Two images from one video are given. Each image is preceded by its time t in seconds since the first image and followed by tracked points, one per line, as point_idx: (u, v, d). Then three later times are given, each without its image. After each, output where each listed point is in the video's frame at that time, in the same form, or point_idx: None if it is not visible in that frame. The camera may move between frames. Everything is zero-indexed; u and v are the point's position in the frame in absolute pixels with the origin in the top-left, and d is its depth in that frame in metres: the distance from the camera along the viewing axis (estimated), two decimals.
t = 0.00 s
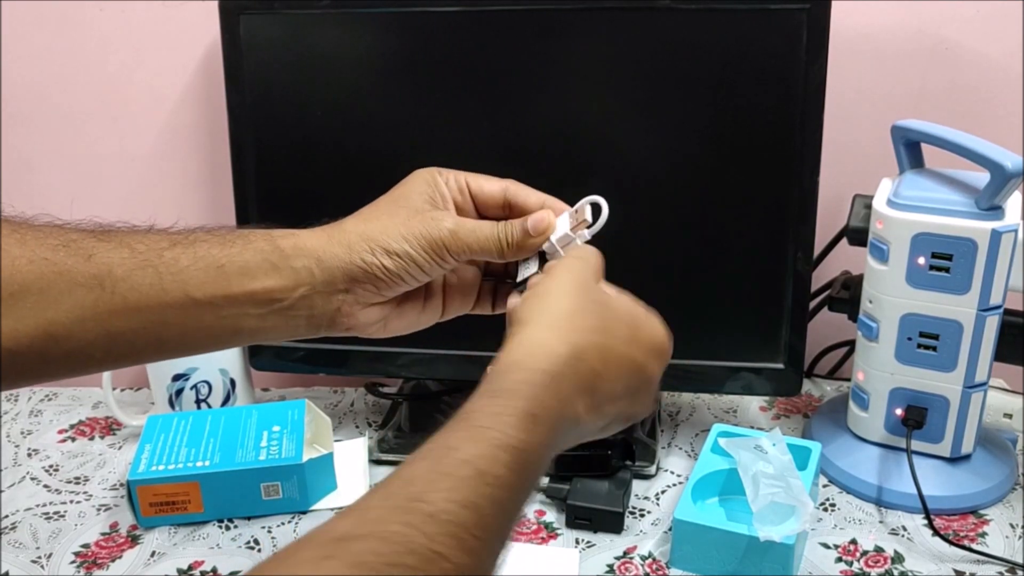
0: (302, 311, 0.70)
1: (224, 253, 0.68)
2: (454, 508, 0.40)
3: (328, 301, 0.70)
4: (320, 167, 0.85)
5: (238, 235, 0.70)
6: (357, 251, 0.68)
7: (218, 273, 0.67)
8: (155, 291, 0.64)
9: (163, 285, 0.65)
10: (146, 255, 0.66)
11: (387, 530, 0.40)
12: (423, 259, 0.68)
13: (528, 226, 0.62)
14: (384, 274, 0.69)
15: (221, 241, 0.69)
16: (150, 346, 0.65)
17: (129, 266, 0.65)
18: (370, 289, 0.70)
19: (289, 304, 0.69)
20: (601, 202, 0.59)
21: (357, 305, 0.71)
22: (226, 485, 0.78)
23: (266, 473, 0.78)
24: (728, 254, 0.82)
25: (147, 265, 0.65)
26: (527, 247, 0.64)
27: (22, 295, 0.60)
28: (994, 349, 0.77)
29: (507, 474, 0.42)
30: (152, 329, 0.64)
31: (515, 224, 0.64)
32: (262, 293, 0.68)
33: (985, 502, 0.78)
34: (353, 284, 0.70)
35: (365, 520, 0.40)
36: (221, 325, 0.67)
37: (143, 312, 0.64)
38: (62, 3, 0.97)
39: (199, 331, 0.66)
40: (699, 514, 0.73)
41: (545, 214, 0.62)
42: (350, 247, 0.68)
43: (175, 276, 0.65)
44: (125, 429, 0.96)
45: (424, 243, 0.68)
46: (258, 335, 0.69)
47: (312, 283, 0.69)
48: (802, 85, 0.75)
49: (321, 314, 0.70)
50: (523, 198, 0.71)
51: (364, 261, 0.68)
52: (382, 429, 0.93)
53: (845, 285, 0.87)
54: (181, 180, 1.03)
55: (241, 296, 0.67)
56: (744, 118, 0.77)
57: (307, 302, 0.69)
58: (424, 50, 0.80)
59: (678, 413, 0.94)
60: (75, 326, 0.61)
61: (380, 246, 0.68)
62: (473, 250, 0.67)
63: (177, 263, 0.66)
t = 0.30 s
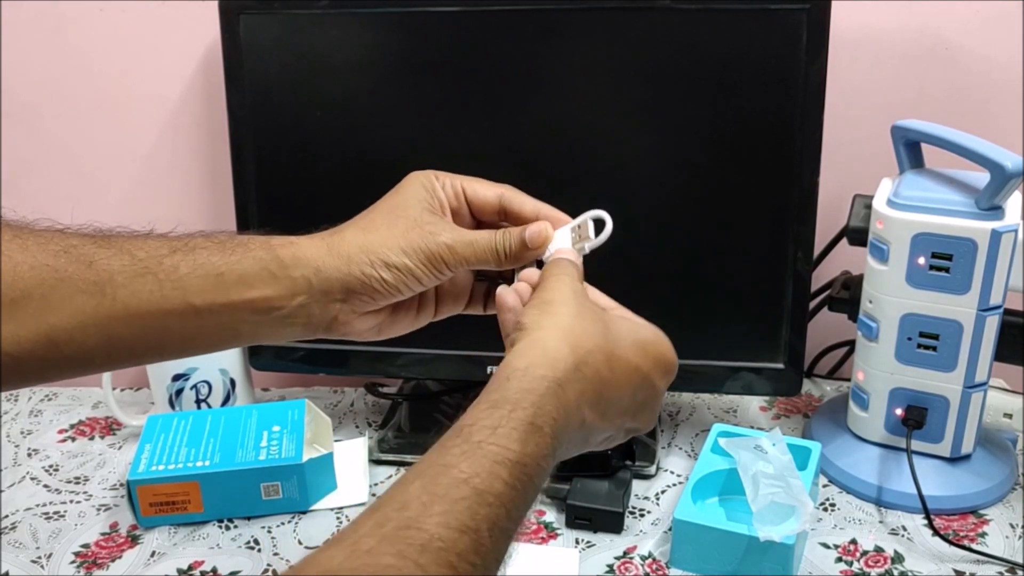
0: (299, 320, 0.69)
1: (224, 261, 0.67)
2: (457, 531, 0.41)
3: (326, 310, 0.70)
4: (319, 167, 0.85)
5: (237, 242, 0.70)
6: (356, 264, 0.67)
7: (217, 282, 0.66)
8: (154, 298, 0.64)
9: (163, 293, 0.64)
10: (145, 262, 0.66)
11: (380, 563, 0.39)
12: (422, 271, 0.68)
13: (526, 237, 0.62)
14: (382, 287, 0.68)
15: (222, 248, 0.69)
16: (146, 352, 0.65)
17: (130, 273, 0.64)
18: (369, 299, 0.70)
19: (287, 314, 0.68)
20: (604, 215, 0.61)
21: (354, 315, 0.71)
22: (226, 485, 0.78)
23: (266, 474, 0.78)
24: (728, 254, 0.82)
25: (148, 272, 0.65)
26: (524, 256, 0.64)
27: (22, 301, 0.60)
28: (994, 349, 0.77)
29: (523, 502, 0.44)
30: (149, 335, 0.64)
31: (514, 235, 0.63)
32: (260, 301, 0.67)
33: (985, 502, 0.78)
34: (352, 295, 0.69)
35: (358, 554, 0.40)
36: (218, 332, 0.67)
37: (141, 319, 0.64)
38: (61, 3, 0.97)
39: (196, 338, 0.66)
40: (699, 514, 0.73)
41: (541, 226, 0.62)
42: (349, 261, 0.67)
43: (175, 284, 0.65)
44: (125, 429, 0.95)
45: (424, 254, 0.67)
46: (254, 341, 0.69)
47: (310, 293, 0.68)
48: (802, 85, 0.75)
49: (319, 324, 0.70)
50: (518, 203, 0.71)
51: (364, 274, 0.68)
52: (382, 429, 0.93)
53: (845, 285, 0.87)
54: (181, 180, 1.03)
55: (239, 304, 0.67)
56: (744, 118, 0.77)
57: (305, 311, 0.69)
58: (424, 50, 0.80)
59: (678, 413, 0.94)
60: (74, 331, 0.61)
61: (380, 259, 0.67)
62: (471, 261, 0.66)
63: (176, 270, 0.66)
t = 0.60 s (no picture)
0: (283, 342, 0.70)
1: (211, 281, 0.68)
2: (504, 550, 0.41)
3: (310, 334, 0.71)
4: (320, 167, 0.85)
5: (225, 263, 0.70)
6: (338, 294, 0.68)
7: (205, 303, 0.67)
8: (143, 317, 0.65)
9: (151, 312, 0.65)
10: (135, 280, 0.66)
11: (440, 543, 0.41)
12: (402, 301, 0.69)
13: (505, 277, 0.63)
14: (364, 315, 0.69)
15: (210, 268, 0.69)
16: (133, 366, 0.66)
17: (120, 290, 0.65)
18: (349, 326, 0.70)
19: (271, 336, 0.69)
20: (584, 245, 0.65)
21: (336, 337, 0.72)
22: (226, 486, 0.78)
23: (267, 473, 0.78)
24: (728, 254, 0.82)
25: (138, 290, 0.66)
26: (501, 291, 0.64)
27: (13, 315, 0.61)
28: (994, 349, 0.77)
29: (585, 519, 0.44)
30: (136, 351, 0.66)
31: (493, 270, 0.64)
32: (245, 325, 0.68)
33: (985, 502, 0.78)
34: (335, 321, 0.70)
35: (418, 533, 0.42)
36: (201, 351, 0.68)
37: (128, 335, 0.65)
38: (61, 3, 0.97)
39: (181, 354, 0.68)
40: (699, 514, 0.73)
41: (520, 269, 0.63)
42: (330, 291, 0.68)
43: (164, 303, 0.66)
44: (125, 429, 0.96)
45: (403, 285, 0.68)
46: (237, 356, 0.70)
47: (294, 319, 0.69)
48: (802, 85, 0.75)
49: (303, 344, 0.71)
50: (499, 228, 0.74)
51: (346, 303, 0.68)
52: (382, 429, 0.93)
53: (845, 285, 0.87)
54: (182, 180, 1.03)
55: (225, 326, 0.68)
56: (744, 118, 0.77)
57: (288, 333, 0.70)
58: (424, 50, 0.80)
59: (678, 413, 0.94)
60: (61, 347, 0.63)
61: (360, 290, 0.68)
62: (449, 292, 0.67)
63: (165, 288, 0.66)
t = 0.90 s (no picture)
0: (276, 336, 0.70)
1: (208, 276, 0.67)
2: None
3: (304, 327, 0.70)
4: (319, 168, 0.85)
5: (221, 259, 0.70)
6: (330, 285, 0.68)
7: (201, 298, 0.67)
8: (139, 313, 0.65)
9: (147, 307, 0.66)
10: (134, 275, 0.67)
11: None
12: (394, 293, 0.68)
13: (499, 273, 0.65)
14: (355, 308, 0.69)
15: (207, 264, 0.69)
16: (130, 361, 0.67)
17: (118, 287, 0.66)
18: (344, 319, 0.70)
19: (264, 330, 0.69)
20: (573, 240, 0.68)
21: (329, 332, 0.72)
22: (226, 486, 0.78)
23: (266, 473, 0.78)
24: (729, 254, 0.82)
25: (135, 286, 0.66)
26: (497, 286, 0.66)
27: (13, 311, 0.63)
28: (994, 349, 0.77)
29: None
30: (134, 347, 0.66)
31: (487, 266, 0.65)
32: (239, 318, 0.68)
33: (985, 502, 0.78)
34: (328, 314, 0.70)
35: None
36: (198, 345, 0.68)
37: (125, 331, 0.65)
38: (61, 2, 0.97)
39: (178, 349, 0.68)
40: (699, 514, 0.73)
41: (514, 263, 0.65)
42: (323, 281, 0.68)
43: (160, 298, 0.66)
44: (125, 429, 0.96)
45: (395, 277, 0.67)
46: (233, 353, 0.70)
47: (288, 311, 0.69)
48: (802, 86, 0.75)
49: (296, 339, 0.71)
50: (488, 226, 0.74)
51: (339, 295, 0.68)
52: (382, 429, 0.93)
53: (845, 285, 0.87)
54: (181, 181, 1.02)
55: (221, 320, 0.68)
56: (744, 118, 0.77)
57: (282, 328, 0.70)
58: (424, 50, 0.80)
59: (678, 414, 0.94)
60: (60, 342, 0.64)
61: (352, 281, 0.67)
62: (441, 286, 0.67)
63: (162, 283, 0.67)
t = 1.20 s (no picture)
0: (275, 340, 0.70)
1: (205, 280, 0.68)
2: None
3: (302, 332, 0.70)
4: (320, 168, 0.85)
5: (218, 263, 0.70)
6: (328, 288, 0.68)
7: (199, 302, 0.67)
8: (136, 317, 0.65)
9: (145, 310, 0.66)
10: (131, 280, 0.67)
11: None
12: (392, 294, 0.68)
13: (499, 272, 0.65)
14: (354, 310, 0.69)
15: (205, 269, 0.69)
16: (128, 365, 0.66)
17: (114, 291, 0.66)
18: (342, 322, 0.70)
19: (262, 334, 0.69)
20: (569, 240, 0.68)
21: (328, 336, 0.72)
22: (226, 486, 0.78)
23: (266, 473, 0.78)
24: (728, 254, 0.82)
25: (132, 290, 0.66)
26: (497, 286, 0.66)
27: (9, 314, 0.62)
28: (994, 349, 0.77)
29: None
30: (131, 351, 0.66)
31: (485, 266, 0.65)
32: (238, 323, 0.68)
33: (985, 502, 0.78)
34: (327, 317, 0.70)
35: None
36: (195, 349, 0.68)
37: (122, 335, 0.65)
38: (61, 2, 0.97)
39: (175, 353, 0.67)
40: (699, 514, 0.73)
41: (516, 263, 0.66)
42: (321, 285, 0.68)
43: (158, 302, 0.66)
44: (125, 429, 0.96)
45: (393, 278, 0.67)
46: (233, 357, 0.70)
47: (287, 315, 0.69)
48: (802, 85, 0.75)
49: (294, 343, 0.71)
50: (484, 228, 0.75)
51: (337, 298, 0.68)
52: (382, 429, 0.93)
53: (845, 285, 0.87)
54: (182, 181, 1.03)
55: (219, 324, 0.67)
56: (744, 118, 0.77)
57: (280, 332, 0.70)
58: (424, 51, 0.80)
59: (678, 414, 0.94)
60: (56, 347, 0.63)
61: (350, 283, 0.68)
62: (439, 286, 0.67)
63: (158, 287, 0.67)
